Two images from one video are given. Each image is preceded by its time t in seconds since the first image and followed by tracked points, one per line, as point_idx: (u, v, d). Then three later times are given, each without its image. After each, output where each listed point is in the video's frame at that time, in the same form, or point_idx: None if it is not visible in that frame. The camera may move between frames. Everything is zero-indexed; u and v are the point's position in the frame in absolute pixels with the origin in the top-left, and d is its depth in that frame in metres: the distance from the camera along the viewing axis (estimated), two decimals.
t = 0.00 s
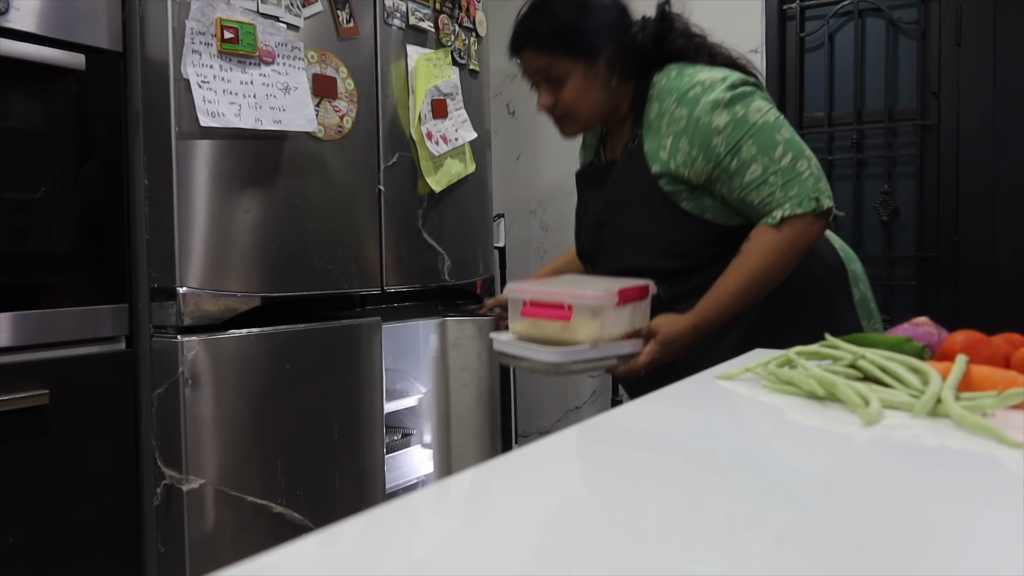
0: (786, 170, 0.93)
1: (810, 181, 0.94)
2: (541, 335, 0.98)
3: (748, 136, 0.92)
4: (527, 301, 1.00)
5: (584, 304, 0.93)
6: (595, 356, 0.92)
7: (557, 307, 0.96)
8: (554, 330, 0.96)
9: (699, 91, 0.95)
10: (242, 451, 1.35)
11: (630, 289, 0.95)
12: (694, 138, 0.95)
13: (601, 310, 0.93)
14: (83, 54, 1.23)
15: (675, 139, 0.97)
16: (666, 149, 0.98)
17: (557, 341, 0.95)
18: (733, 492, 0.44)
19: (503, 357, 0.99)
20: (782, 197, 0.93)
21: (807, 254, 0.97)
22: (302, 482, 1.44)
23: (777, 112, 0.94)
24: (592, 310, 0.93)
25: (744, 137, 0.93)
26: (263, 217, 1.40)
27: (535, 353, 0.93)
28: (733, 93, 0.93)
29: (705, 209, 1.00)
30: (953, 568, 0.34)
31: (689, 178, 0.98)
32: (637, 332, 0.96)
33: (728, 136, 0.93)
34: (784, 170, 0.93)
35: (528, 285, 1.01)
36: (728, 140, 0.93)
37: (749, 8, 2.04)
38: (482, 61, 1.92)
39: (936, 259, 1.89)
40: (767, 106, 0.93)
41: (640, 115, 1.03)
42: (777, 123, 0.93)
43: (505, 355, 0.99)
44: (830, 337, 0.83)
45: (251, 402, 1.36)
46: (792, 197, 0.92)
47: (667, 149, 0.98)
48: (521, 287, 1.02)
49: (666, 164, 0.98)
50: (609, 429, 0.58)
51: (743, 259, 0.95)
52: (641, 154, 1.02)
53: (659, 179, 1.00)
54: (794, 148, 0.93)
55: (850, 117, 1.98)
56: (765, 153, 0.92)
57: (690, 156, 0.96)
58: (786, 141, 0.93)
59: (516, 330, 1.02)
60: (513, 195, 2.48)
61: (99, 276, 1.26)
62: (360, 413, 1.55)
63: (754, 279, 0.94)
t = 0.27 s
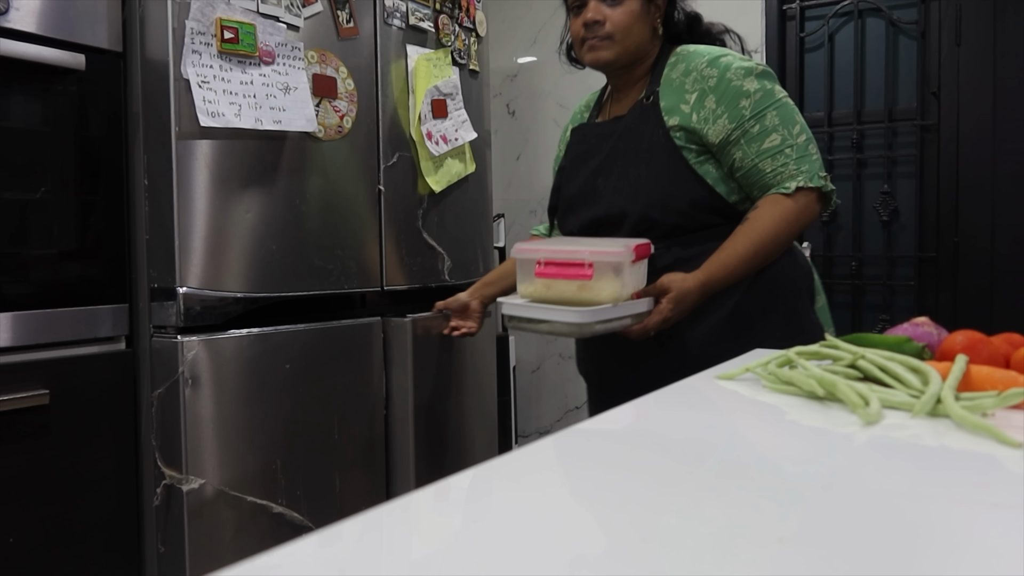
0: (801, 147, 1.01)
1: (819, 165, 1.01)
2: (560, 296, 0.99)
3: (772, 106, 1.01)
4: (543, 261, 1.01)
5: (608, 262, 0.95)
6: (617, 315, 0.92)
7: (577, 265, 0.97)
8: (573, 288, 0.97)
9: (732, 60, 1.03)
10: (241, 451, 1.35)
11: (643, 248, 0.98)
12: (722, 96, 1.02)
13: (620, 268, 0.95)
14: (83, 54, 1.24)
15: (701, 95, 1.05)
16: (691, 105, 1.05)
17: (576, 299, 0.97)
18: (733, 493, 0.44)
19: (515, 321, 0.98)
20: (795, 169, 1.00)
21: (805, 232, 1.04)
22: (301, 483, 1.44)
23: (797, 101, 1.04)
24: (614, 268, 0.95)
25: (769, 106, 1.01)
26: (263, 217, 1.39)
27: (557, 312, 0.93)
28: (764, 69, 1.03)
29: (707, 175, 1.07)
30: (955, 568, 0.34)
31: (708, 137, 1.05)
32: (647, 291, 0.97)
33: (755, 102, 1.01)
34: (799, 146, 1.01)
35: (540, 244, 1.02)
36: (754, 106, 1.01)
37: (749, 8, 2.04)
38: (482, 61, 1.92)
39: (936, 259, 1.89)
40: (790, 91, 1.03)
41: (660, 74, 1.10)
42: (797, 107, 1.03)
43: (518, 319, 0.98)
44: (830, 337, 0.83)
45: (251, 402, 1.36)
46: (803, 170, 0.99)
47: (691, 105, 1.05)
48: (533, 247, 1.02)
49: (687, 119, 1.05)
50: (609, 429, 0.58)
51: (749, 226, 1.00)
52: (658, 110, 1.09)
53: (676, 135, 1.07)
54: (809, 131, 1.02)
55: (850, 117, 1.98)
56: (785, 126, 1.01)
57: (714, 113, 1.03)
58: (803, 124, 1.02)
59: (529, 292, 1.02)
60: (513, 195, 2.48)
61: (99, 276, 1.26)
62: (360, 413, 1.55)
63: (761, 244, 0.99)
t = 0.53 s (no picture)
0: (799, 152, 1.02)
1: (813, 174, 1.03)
2: (592, 270, 0.91)
3: (776, 109, 1.02)
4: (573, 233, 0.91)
5: (648, 236, 0.88)
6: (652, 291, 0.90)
7: (614, 237, 0.89)
8: (608, 261, 0.89)
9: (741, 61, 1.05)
10: (241, 451, 1.35)
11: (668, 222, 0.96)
12: (730, 91, 1.03)
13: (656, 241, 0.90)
14: (83, 54, 1.23)
15: (708, 88, 1.05)
16: (697, 95, 1.05)
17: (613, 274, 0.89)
18: (734, 493, 0.44)
19: (546, 296, 0.93)
20: (793, 171, 1.01)
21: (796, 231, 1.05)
22: (302, 483, 1.44)
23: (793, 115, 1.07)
24: (653, 240, 0.89)
25: (773, 109, 1.02)
26: (263, 217, 1.39)
27: (596, 288, 0.88)
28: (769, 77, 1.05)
29: (704, 167, 1.07)
30: (956, 568, 0.34)
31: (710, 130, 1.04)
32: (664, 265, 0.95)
33: (761, 102, 1.02)
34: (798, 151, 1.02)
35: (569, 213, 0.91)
36: (760, 106, 1.02)
37: (750, 8, 2.04)
38: (482, 61, 1.92)
39: (936, 259, 1.89)
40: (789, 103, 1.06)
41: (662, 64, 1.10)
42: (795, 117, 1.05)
43: (549, 294, 0.93)
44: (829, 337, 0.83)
45: (251, 402, 1.36)
46: (801, 173, 1.01)
47: (698, 96, 1.05)
48: (562, 217, 0.91)
49: (692, 107, 1.05)
50: (608, 429, 0.58)
51: (750, 217, 1.00)
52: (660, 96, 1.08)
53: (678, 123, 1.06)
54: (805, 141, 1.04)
55: (850, 117, 1.97)
56: (787, 130, 1.02)
57: (720, 106, 1.04)
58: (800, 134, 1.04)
59: (555, 266, 0.92)
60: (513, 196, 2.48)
61: (99, 276, 1.26)
62: (358, 414, 1.55)
63: (762, 234, 0.99)
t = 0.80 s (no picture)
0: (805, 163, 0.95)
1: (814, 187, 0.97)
2: (607, 274, 0.80)
3: (784, 117, 0.95)
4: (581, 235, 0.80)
5: (666, 230, 0.79)
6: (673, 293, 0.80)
7: (630, 234, 0.79)
8: (624, 262, 0.79)
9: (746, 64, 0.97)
10: (241, 451, 1.35)
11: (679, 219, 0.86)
12: (739, 94, 0.94)
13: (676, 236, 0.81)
14: (83, 54, 1.23)
15: (716, 88, 0.95)
16: (704, 96, 0.95)
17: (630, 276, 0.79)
18: (734, 493, 0.44)
19: (558, 308, 0.81)
20: (801, 183, 0.94)
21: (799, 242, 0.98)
22: (302, 483, 1.44)
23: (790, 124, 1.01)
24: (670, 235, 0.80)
25: (782, 116, 0.95)
26: (264, 217, 1.40)
27: (615, 293, 0.78)
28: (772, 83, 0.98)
29: (705, 174, 0.96)
30: (954, 568, 0.34)
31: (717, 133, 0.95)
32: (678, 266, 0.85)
33: (770, 108, 0.94)
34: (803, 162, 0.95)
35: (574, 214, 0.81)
36: (769, 112, 0.94)
37: (750, 8, 2.04)
38: (482, 61, 1.92)
39: (936, 259, 1.89)
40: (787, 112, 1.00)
41: (661, 61, 1.00)
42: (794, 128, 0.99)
43: (561, 305, 0.81)
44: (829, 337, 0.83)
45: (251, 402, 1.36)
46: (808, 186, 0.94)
47: (705, 97, 0.95)
48: (566, 217, 0.81)
49: (699, 108, 0.95)
50: (608, 430, 0.58)
51: (758, 222, 0.92)
52: (659, 96, 0.97)
53: (681, 125, 0.95)
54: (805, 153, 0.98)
55: (850, 117, 1.97)
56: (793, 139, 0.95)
57: (728, 109, 0.94)
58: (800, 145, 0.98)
59: (560, 274, 0.82)
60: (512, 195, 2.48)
61: (99, 276, 1.26)
62: (357, 415, 1.55)
63: (769, 241, 0.90)
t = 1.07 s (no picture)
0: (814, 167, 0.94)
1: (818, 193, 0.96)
2: (604, 268, 0.75)
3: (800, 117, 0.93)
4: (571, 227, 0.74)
5: (663, 214, 0.75)
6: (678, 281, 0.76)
7: (625, 221, 0.74)
8: (620, 254, 0.75)
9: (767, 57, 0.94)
10: (241, 451, 1.35)
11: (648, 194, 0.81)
12: (762, 86, 0.91)
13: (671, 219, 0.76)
14: (83, 54, 1.23)
15: (741, 76, 0.92)
16: (727, 81, 0.92)
17: (629, 269, 0.74)
18: (734, 494, 0.44)
19: (556, 312, 0.76)
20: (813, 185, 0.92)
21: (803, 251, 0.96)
22: (302, 483, 1.44)
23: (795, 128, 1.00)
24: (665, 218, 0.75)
25: (799, 115, 0.93)
26: (264, 217, 1.40)
27: (617, 290, 0.74)
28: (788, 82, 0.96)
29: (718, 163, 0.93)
30: (954, 568, 0.34)
31: (736, 123, 0.92)
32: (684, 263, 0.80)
33: (790, 106, 0.92)
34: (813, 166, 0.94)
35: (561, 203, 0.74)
36: (789, 110, 0.92)
37: (750, 8, 2.04)
38: (482, 61, 1.92)
39: (936, 259, 1.89)
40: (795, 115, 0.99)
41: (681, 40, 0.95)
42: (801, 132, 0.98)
43: (559, 309, 0.76)
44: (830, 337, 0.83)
45: (251, 402, 1.36)
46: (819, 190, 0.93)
47: (729, 83, 0.91)
48: (553, 208, 0.74)
49: (723, 91, 0.91)
50: (608, 430, 0.58)
51: (770, 222, 0.90)
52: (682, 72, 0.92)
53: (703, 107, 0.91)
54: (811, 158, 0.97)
55: (850, 117, 1.97)
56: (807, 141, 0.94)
57: (750, 99, 0.91)
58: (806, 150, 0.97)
59: (550, 272, 0.75)
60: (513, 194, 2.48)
61: (98, 276, 1.26)
62: (357, 415, 1.54)
63: (778, 244, 0.88)
